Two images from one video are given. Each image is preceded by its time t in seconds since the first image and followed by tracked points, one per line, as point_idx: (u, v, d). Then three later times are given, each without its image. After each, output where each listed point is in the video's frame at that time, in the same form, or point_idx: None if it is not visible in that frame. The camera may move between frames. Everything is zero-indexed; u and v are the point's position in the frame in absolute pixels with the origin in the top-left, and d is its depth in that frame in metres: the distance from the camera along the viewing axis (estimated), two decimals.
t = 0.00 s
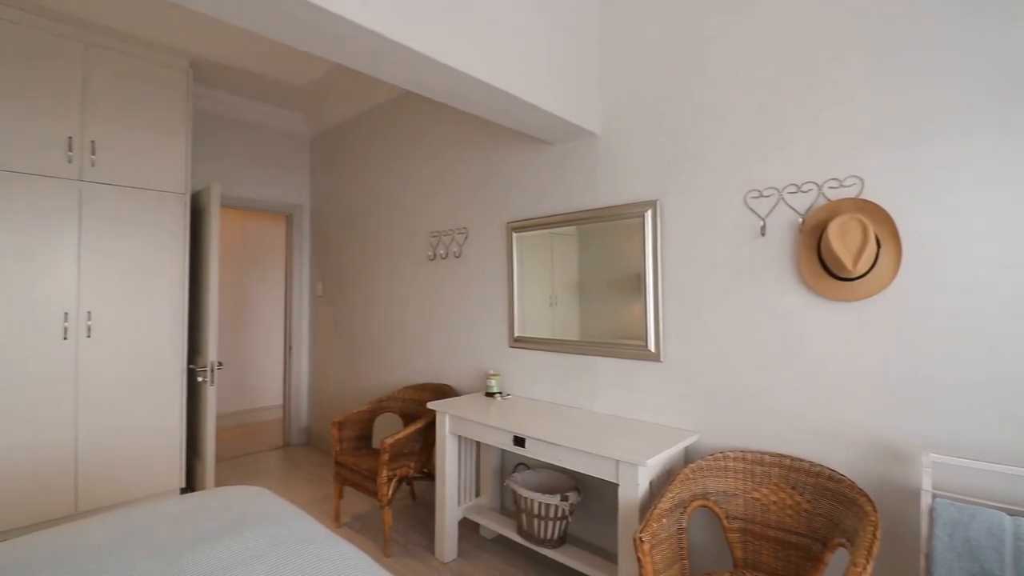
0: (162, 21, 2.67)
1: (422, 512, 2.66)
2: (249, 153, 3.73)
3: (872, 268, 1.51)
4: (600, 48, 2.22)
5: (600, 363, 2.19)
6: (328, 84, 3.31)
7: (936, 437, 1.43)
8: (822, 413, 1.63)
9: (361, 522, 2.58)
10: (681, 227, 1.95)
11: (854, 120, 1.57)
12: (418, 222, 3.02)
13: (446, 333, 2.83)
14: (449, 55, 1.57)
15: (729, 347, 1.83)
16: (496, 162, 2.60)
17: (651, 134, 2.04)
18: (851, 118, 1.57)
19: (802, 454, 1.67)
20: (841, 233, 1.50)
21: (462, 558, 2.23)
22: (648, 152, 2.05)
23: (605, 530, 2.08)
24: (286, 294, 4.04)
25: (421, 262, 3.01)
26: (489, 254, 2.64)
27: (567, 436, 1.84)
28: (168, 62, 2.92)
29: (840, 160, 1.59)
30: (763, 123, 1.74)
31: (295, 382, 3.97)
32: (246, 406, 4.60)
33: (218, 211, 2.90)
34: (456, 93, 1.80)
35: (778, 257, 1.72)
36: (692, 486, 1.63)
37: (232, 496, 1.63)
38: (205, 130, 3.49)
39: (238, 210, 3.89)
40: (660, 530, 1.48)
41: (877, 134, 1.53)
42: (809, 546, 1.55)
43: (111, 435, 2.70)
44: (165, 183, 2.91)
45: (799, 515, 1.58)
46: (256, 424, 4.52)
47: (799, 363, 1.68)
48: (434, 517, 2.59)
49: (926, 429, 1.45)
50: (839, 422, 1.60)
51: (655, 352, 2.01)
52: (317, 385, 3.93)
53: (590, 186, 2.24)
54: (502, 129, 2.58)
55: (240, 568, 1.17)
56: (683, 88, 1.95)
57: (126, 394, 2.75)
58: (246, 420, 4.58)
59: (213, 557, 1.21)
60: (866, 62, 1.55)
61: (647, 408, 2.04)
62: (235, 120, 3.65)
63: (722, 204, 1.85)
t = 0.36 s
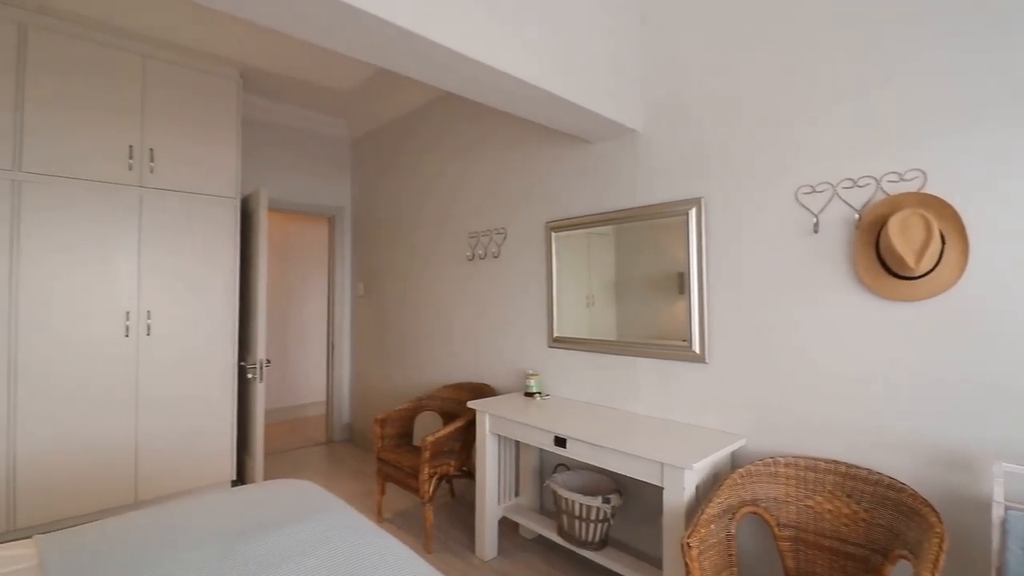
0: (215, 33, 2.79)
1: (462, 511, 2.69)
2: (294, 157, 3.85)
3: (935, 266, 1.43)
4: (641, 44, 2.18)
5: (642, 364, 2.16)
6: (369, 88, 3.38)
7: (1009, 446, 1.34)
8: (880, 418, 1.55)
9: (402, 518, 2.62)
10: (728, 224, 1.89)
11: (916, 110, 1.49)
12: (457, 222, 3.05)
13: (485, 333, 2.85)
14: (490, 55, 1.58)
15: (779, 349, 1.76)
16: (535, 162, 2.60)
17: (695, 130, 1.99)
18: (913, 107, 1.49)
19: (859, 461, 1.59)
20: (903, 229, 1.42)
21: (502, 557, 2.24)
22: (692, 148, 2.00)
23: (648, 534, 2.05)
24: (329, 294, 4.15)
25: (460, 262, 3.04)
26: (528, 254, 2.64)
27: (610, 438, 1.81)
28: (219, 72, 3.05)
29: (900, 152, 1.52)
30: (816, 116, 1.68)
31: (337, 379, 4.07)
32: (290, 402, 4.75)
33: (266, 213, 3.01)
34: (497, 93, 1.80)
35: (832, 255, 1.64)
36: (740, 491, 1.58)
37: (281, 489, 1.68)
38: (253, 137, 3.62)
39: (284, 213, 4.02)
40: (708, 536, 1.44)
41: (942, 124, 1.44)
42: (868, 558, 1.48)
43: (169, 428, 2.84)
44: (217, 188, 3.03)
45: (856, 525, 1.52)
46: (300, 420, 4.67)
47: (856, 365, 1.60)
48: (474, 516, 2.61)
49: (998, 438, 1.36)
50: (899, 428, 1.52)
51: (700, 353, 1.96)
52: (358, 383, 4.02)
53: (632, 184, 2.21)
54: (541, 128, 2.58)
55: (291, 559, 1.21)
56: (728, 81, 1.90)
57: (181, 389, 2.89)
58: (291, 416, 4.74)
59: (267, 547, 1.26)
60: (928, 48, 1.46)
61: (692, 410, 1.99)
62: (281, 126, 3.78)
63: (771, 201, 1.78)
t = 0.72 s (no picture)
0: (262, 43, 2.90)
1: (501, 510, 2.69)
2: (335, 161, 3.95)
3: (1008, 266, 1.33)
4: (684, 39, 2.13)
5: (685, 366, 2.11)
6: (408, 92, 3.44)
7: None
8: (947, 427, 1.46)
9: (442, 516, 2.65)
10: (777, 222, 1.83)
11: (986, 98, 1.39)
12: (495, 223, 3.07)
13: (524, 333, 2.85)
14: (531, 56, 1.57)
15: (833, 353, 1.69)
16: (574, 161, 2.59)
17: (741, 125, 1.93)
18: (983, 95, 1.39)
19: (922, 471, 1.50)
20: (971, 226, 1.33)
21: (542, 559, 2.23)
22: (738, 144, 1.94)
23: (692, 540, 2.00)
24: (369, 294, 4.24)
25: (498, 263, 3.05)
26: (567, 254, 2.62)
27: (654, 441, 1.78)
28: (265, 80, 3.16)
29: (968, 144, 1.42)
30: (872, 108, 1.60)
31: (377, 378, 4.15)
32: (332, 399, 4.88)
33: (310, 216, 3.10)
34: (537, 92, 1.80)
35: (891, 253, 1.56)
36: (793, 500, 1.52)
37: (328, 484, 1.72)
38: (298, 143, 3.74)
39: (326, 215, 4.13)
40: (759, 545, 1.39)
41: (1016, 112, 1.34)
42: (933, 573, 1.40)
43: (220, 424, 2.96)
44: (264, 191, 3.14)
45: (919, 539, 1.43)
46: (342, 417, 4.79)
47: (919, 370, 1.51)
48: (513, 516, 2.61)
49: None
50: (968, 438, 1.42)
51: (748, 356, 1.90)
52: (397, 382, 4.09)
53: (674, 182, 2.16)
54: (580, 128, 2.56)
55: (340, 554, 1.24)
56: (777, 74, 1.83)
57: (231, 386, 3.00)
58: (333, 413, 4.87)
59: (316, 542, 1.28)
60: (1000, 32, 1.37)
61: (738, 414, 1.93)
62: (324, 131, 3.89)
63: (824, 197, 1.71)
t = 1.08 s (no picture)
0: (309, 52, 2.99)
1: (542, 512, 2.69)
2: (378, 164, 4.04)
3: None
4: (732, 33, 2.07)
5: (735, 370, 2.04)
6: (448, 95, 3.47)
7: None
8: None
9: (484, 515, 2.66)
10: (834, 220, 1.74)
11: None
12: (536, 224, 3.06)
13: (565, 334, 2.83)
14: (576, 55, 1.56)
15: (897, 358, 1.60)
16: (616, 161, 2.55)
17: (794, 120, 1.86)
18: None
19: (999, 485, 1.40)
20: None
21: (585, 562, 2.21)
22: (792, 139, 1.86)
23: (742, 550, 1.93)
24: (411, 295, 4.32)
25: (539, 263, 3.04)
26: (609, 254, 2.59)
27: (703, 447, 1.73)
28: (312, 88, 3.26)
29: None
30: (942, 97, 1.50)
31: (418, 377, 4.22)
32: (375, 397, 5.00)
33: (355, 219, 3.17)
34: (580, 92, 1.78)
35: (962, 252, 1.46)
36: (854, 511, 1.45)
37: (376, 482, 1.76)
38: (342, 148, 3.85)
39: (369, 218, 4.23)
40: (818, 558, 1.33)
41: None
42: None
43: (271, 420, 3.07)
44: (311, 195, 3.24)
45: (994, 557, 1.34)
46: (384, 415, 4.90)
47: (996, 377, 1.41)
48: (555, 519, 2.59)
49: None
50: None
51: (803, 360, 1.82)
52: (438, 382, 4.15)
53: (723, 179, 2.09)
54: (623, 126, 2.51)
55: (391, 552, 1.26)
56: (833, 65, 1.75)
57: (281, 384, 3.11)
58: (376, 412, 4.98)
59: (366, 539, 1.31)
60: None
61: (792, 421, 1.85)
62: (367, 137, 3.98)
63: (887, 193, 1.62)
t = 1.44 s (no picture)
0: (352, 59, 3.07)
1: (583, 513, 2.67)
2: (418, 167, 4.11)
3: None
4: (781, 24, 2.00)
5: (785, 373, 1.97)
6: (487, 97, 3.50)
7: None
8: None
9: (525, 515, 2.67)
10: (894, 216, 1.66)
11: None
12: (575, 223, 3.04)
13: (606, 334, 2.80)
14: (619, 52, 1.54)
15: (965, 361, 1.50)
16: (658, 158, 2.51)
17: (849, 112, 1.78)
18: None
19: None
20: None
21: (628, 566, 2.18)
22: (846, 131, 1.78)
23: (794, 559, 1.87)
24: (450, 296, 4.37)
25: (579, 263, 3.02)
26: (652, 253, 2.54)
27: (752, 451, 1.67)
28: (355, 93, 3.35)
29: None
30: (1014, 83, 1.40)
31: (457, 376, 4.27)
32: (414, 395, 5.09)
33: (396, 221, 3.23)
34: (622, 89, 1.77)
35: None
36: (917, 522, 1.37)
37: (419, 478, 1.78)
38: (384, 152, 3.93)
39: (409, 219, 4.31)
40: (878, 570, 1.27)
41: None
42: None
43: (317, 416, 3.17)
44: (354, 198, 3.33)
45: None
46: (423, 413, 4.97)
47: None
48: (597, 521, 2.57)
49: None
50: None
51: (860, 363, 1.73)
52: (476, 382, 4.18)
53: (772, 175, 2.02)
54: (665, 122, 2.47)
55: (437, 547, 1.27)
56: (892, 54, 1.66)
57: (326, 382, 3.21)
58: (416, 410, 5.07)
59: (412, 534, 1.33)
60: None
61: (848, 427, 1.77)
62: (407, 140, 4.05)
63: (953, 187, 1.53)
